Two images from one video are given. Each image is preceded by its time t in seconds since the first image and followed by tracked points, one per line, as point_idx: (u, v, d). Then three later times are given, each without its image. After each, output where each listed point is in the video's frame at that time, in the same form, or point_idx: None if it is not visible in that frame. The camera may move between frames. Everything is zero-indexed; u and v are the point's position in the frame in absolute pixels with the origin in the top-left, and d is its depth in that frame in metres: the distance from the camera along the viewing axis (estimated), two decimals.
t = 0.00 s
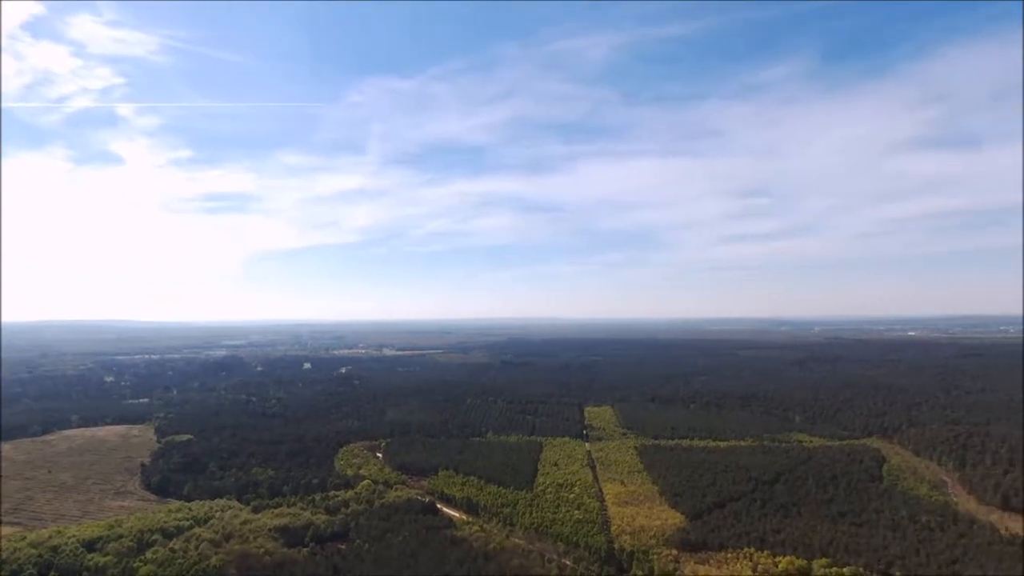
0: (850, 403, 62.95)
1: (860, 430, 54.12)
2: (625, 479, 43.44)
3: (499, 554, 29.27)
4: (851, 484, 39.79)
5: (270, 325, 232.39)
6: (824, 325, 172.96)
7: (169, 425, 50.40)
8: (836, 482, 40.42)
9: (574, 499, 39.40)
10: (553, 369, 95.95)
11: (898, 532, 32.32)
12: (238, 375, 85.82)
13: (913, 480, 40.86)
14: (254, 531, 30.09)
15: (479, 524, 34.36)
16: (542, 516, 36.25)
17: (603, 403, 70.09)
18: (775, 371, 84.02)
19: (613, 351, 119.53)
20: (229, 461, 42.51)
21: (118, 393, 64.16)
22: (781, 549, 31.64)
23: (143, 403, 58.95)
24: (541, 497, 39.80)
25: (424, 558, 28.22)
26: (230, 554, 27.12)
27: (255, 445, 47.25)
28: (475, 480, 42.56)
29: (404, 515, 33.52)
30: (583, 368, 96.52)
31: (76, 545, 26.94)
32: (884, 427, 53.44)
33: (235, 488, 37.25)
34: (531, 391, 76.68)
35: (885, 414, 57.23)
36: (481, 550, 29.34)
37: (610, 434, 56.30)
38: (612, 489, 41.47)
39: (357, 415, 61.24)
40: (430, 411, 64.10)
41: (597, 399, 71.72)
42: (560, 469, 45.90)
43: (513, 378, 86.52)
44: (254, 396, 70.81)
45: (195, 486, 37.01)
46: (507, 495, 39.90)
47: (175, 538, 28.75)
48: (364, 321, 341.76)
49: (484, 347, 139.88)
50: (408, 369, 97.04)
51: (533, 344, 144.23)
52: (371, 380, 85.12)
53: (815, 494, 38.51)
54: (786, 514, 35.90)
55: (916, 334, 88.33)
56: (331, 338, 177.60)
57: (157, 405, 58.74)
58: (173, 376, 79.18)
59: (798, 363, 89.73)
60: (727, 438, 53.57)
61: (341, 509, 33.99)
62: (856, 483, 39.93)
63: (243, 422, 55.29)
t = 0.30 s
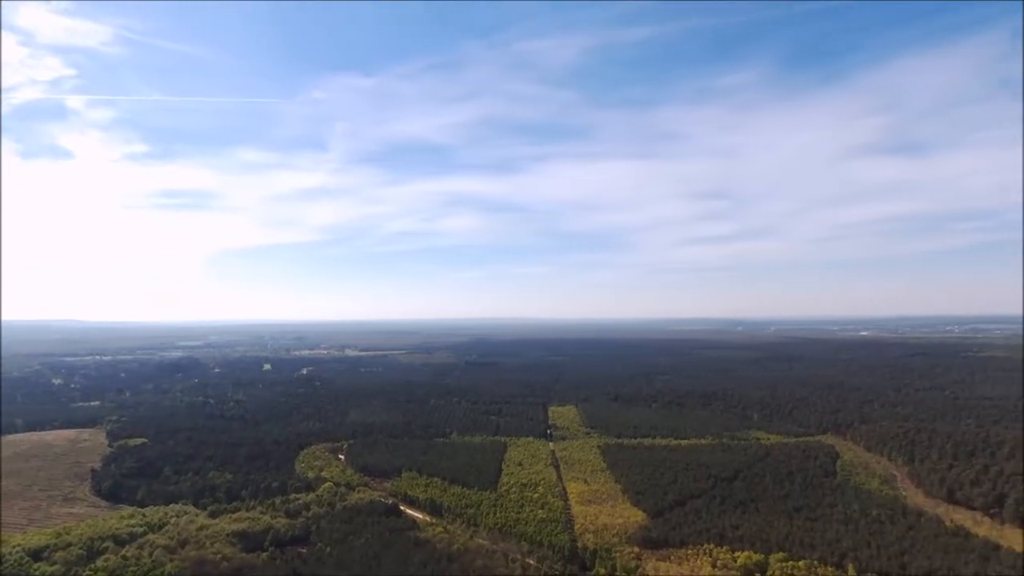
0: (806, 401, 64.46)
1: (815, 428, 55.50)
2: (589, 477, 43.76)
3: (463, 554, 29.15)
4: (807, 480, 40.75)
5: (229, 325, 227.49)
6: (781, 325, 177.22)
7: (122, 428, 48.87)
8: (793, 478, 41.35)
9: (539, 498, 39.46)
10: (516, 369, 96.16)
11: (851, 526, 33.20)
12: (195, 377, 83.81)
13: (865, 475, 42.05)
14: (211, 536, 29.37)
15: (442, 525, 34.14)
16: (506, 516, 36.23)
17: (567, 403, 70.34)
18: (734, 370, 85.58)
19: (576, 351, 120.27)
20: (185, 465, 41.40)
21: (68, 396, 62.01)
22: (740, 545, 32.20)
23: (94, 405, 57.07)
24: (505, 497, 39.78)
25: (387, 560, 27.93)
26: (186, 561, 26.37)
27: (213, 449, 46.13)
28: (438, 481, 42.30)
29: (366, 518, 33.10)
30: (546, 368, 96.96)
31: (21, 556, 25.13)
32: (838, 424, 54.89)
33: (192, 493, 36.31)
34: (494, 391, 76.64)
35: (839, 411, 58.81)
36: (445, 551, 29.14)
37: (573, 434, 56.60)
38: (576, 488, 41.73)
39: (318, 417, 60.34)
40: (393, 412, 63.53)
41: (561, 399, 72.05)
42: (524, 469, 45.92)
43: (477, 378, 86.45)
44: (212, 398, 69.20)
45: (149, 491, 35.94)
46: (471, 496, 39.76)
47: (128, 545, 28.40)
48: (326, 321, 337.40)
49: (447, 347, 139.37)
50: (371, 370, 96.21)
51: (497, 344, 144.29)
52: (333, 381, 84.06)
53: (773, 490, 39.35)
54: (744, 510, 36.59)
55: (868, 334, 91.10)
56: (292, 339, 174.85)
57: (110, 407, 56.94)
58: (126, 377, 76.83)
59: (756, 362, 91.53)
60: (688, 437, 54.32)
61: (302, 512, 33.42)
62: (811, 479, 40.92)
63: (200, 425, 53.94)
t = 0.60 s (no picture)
0: (754, 398, 66.14)
1: (763, 424, 57.01)
2: (544, 476, 44.01)
3: (418, 556, 28.93)
4: (754, 475, 41.80)
5: (176, 326, 221.28)
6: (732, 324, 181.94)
7: (60, 434, 46.98)
8: (741, 474, 42.39)
9: (494, 498, 39.45)
10: (472, 369, 96.14)
11: (796, 519, 34.19)
12: (140, 379, 81.21)
13: (809, 469, 43.41)
14: (155, 544, 28.45)
15: (397, 527, 33.83)
16: (461, 517, 36.11)
17: (522, 403, 70.58)
18: (686, 369, 87.27)
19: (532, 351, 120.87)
20: (127, 471, 40.06)
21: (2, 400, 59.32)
22: (691, 540, 32.80)
23: (31, 410, 54.75)
24: (460, 497, 39.64)
25: (339, 564, 27.53)
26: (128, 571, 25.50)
27: (157, 453, 44.75)
28: (393, 482, 41.91)
29: (319, 521, 32.58)
30: (502, 367, 97.18)
31: None
32: (785, 421, 56.52)
33: (134, 499, 35.14)
34: (450, 391, 76.42)
35: (785, 408, 60.56)
36: (400, 554, 28.90)
37: (529, 433, 56.78)
38: (531, 487, 41.90)
39: (268, 419, 59.14)
40: (347, 413, 62.70)
41: (516, 399, 72.28)
42: (480, 469, 45.86)
43: (433, 378, 86.06)
44: (157, 401, 67.12)
45: (88, 498, 34.65)
46: (426, 496, 39.51)
47: (66, 556, 26.89)
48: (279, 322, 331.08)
49: (403, 347, 138.44)
50: (324, 371, 94.87)
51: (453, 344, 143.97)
52: (285, 382, 82.52)
53: (722, 485, 40.24)
54: (695, 505, 37.30)
55: (813, 333, 94.18)
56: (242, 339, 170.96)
57: (47, 412, 54.71)
58: (65, 380, 73.94)
59: (707, 361, 93.51)
60: (640, 435, 55.09)
61: (252, 517, 32.63)
62: (759, 474, 42.03)
63: (144, 429, 52.27)
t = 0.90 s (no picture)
0: (710, 397, 67.36)
1: (718, 422, 58.07)
2: (504, 476, 43.98)
3: (376, 559, 28.54)
4: (710, 472, 42.55)
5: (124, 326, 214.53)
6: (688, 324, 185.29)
7: None
8: (697, 471, 43.09)
9: (453, 499, 39.18)
10: (431, 369, 95.56)
11: (749, 514, 34.91)
12: (85, 382, 78.31)
13: (762, 465, 44.40)
14: (100, 554, 27.43)
15: (354, 530, 33.31)
16: (421, 518, 35.75)
17: (482, 403, 70.48)
18: (643, 369, 88.42)
19: (491, 351, 120.80)
20: (71, 477, 38.55)
21: None
22: (647, 536, 33.19)
23: None
24: (419, 498, 39.31)
25: (295, 568, 27.00)
26: None
27: (103, 459, 43.19)
28: (350, 485, 41.30)
29: (273, 526, 31.89)
30: (462, 368, 96.83)
31: None
32: (738, 418, 57.74)
33: (78, 506, 33.84)
34: (409, 391, 75.75)
35: (739, 406, 61.86)
36: (357, 557, 28.48)
37: (489, 433, 56.62)
38: (491, 487, 41.83)
39: (221, 422, 57.68)
40: (303, 415, 61.55)
41: (476, 399, 72.04)
42: (440, 470, 45.53)
43: (391, 378, 85.21)
44: (103, 404, 64.79)
45: (29, 507, 33.21)
46: (385, 498, 39.02)
47: (4, 566, 25.64)
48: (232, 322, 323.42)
49: (361, 347, 136.84)
50: (279, 372, 92.97)
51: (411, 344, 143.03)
52: (238, 384, 80.65)
53: (678, 482, 40.83)
54: (652, 502, 37.75)
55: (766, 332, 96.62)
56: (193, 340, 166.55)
57: None
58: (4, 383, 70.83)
59: (664, 360, 94.94)
60: (599, 434, 55.55)
61: (203, 523, 31.72)
62: (713, 470, 42.79)
63: (89, 434, 50.38)
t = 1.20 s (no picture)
0: (668, 395, 68.50)
1: (676, 420, 59.07)
2: (465, 477, 44.01)
3: (334, 563, 28.24)
4: (667, 469, 43.24)
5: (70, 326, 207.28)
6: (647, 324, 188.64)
7: None
8: (655, 468, 43.78)
9: (413, 500, 39.02)
10: (391, 370, 94.95)
11: (705, 510, 35.58)
12: (28, 385, 75.49)
13: (718, 462, 45.38)
14: (44, 563, 26.52)
15: (312, 534, 32.90)
16: (381, 520, 35.50)
17: (443, 403, 70.33)
18: (603, 368, 89.41)
19: (452, 351, 120.54)
20: (12, 485, 37.14)
21: None
22: (607, 533, 33.57)
23: None
24: (379, 500, 39.01)
25: (251, 574, 26.54)
26: None
27: (47, 465, 41.72)
28: (308, 488, 40.76)
29: (228, 531, 31.28)
30: (422, 368, 96.42)
31: None
32: (695, 416, 58.86)
33: (21, 515, 32.64)
34: (368, 392, 75.09)
35: (696, 404, 63.04)
36: (315, 561, 28.13)
37: (449, 434, 56.53)
38: (452, 488, 41.77)
39: (173, 425, 56.26)
40: (259, 417, 60.47)
41: (437, 400, 71.85)
42: (400, 471, 45.26)
43: (350, 379, 84.35)
44: (47, 408, 62.52)
45: None
46: (343, 501, 38.62)
47: None
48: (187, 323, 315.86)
49: (319, 347, 135.10)
50: (234, 373, 91.14)
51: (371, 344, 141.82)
52: (191, 386, 78.77)
53: (636, 480, 41.41)
54: (612, 500, 38.22)
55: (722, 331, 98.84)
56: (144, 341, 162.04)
57: None
58: None
59: (623, 359, 96.19)
60: (560, 433, 55.97)
61: (153, 529, 30.89)
62: (671, 468, 43.53)
63: (32, 439, 48.59)
